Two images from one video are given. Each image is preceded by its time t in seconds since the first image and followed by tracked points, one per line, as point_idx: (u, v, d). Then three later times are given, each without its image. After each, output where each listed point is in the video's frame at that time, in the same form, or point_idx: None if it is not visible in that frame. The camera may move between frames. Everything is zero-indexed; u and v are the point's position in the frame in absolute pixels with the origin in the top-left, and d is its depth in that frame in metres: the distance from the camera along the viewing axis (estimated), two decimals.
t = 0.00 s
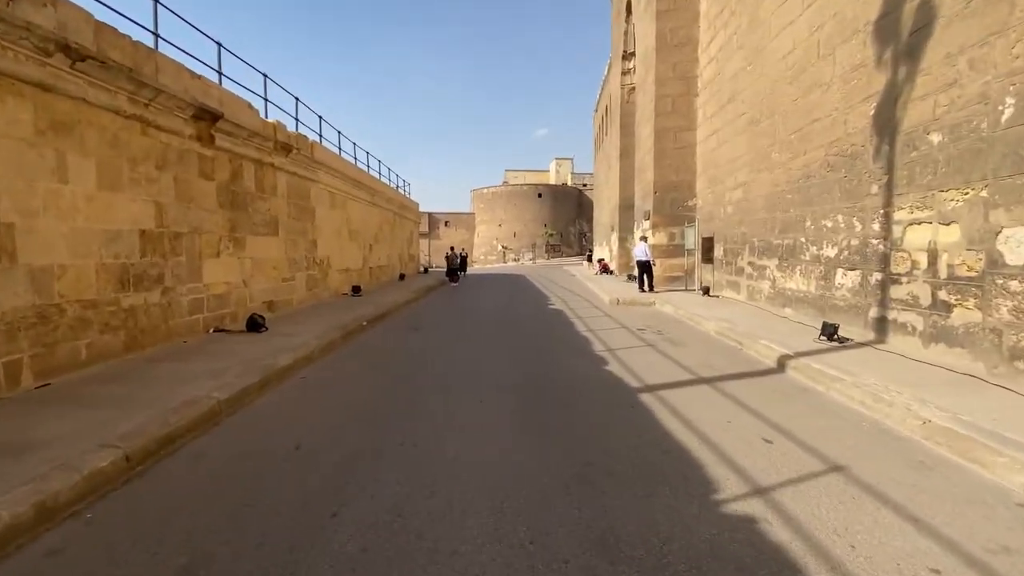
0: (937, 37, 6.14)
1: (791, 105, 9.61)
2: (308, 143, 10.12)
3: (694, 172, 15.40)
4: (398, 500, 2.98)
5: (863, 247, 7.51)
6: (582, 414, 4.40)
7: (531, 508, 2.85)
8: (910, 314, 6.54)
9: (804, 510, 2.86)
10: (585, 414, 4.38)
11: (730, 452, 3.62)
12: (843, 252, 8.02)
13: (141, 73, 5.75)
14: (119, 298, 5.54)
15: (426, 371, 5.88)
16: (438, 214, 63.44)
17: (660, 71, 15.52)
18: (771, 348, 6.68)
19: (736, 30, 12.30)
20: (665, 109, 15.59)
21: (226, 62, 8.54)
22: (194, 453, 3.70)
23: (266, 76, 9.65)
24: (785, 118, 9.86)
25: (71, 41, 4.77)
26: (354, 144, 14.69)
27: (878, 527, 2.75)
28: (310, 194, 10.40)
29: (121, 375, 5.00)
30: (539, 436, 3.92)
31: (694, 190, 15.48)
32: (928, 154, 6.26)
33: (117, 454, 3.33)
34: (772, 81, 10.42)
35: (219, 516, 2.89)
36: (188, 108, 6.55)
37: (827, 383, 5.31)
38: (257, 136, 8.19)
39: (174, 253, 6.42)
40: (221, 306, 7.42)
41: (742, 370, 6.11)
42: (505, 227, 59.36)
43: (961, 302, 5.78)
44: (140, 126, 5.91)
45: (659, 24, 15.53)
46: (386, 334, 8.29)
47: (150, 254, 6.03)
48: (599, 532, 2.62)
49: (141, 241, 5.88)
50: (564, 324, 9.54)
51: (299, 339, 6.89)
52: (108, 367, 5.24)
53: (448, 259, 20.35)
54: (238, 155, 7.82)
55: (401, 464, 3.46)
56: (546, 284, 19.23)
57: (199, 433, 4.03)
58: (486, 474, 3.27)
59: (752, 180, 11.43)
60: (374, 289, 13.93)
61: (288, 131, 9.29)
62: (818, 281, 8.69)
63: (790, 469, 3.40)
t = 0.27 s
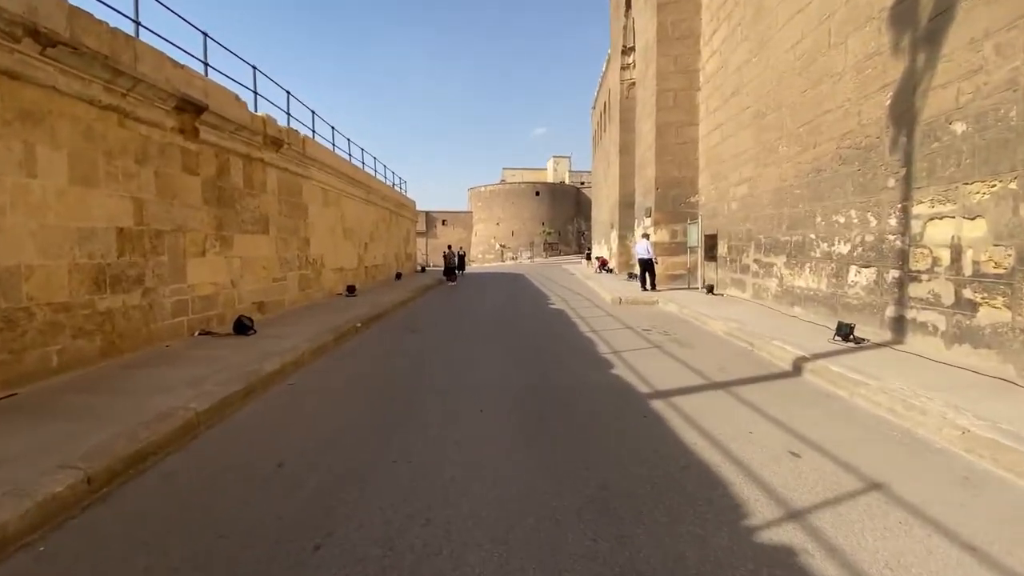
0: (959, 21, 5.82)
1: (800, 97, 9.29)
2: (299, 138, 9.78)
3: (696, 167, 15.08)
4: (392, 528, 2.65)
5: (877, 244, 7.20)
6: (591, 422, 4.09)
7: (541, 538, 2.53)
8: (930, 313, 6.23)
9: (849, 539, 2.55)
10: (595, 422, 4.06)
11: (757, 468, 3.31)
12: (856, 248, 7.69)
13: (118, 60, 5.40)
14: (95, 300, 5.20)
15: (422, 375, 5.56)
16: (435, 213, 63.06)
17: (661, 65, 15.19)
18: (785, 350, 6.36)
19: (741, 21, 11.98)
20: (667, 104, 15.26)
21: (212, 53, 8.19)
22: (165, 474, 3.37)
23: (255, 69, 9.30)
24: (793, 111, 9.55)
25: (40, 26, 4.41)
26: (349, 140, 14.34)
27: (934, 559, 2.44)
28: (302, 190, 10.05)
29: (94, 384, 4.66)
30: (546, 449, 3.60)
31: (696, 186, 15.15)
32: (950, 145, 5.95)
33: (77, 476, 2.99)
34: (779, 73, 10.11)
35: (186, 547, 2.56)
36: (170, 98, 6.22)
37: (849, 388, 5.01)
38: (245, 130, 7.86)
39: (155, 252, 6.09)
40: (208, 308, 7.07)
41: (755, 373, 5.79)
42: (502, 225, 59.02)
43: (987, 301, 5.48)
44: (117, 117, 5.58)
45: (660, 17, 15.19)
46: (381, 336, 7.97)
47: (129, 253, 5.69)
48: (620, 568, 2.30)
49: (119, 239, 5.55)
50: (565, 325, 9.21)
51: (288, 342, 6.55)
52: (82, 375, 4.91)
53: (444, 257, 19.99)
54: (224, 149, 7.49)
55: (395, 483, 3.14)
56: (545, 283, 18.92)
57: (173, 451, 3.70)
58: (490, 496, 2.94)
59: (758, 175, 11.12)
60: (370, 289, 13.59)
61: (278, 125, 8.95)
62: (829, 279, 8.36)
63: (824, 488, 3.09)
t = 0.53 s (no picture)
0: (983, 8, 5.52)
1: (812, 92, 8.99)
2: (295, 136, 9.48)
3: (702, 165, 14.78)
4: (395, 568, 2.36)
5: (896, 243, 6.91)
6: (607, 437, 3.80)
7: None
8: (954, 316, 5.94)
9: None
10: (611, 438, 3.78)
11: (792, 493, 3.02)
12: (873, 247, 7.43)
13: (97, 51, 5.09)
14: (75, 307, 4.91)
15: (424, 383, 5.27)
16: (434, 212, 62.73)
17: (665, 60, 14.89)
18: (804, 354, 6.07)
19: (747, 14, 11.69)
20: (671, 100, 14.96)
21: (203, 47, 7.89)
22: (143, 501, 3.07)
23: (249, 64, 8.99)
24: (804, 106, 9.25)
25: (8, 10, 4.10)
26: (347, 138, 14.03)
27: None
28: (299, 190, 9.75)
29: (73, 397, 4.37)
30: (562, 469, 3.31)
31: (701, 184, 14.85)
32: (973, 140, 5.66)
33: (43, 506, 2.71)
34: (789, 67, 9.81)
35: None
36: (156, 93, 5.91)
37: (879, 396, 4.72)
38: (237, 127, 7.56)
39: (141, 254, 5.78)
40: (199, 312, 6.77)
41: (775, 380, 5.50)
42: (502, 224, 58.70)
43: (1015, 304, 5.18)
44: (97, 110, 5.27)
45: (664, 11, 14.88)
46: (380, 339, 7.67)
47: (113, 256, 5.39)
48: None
49: (101, 241, 5.25)
50: (572, 327, 8.92)
51: (282, 348, 6.25)
52: (62, 386, 4.62)
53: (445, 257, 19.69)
54: (215, 146, 7.19)
55: (398, 511, 2.84)
56: (547, 283, 18.62)
57: (152, 474, 3.40)
58: (502, 527, 2.65)
59: (766, 172, 10.82)
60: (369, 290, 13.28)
61: (272, 122, 8.65)
62: (845, 280, 8.09)
63: (868, 515, 2.80)
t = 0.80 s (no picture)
0: None
1: (828, 83, 8.69)
2: (290, 131, 9.14)
3: (707, 161, 14.47)
4: None
5: (921, 240, 6.63)
6: (628, 451, 3.49)
7: None
8: (986, 316, 5.66)
9: None
10: (633, 453, 3.47)
11: (842, 517, 2.72)
12: (894, 244, 7.15)
13: (80, 38, 4.75)
14: (56, 310, 4.57)
15: (427, 390, 4.94)
16: (432, 211, 62.35)
17: (669, 54, 14.57)
18: (827, 357, 5.77)
19: (756, 6, 11.38)
20: (676, 95, 14.64)
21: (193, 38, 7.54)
22: (120, 529, 2.75)
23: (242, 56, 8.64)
24: (818, 98, 8.95)
25: None
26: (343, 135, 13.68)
27: None
28: (294, 187, 9.41)
29: (51, 408, 4.04)
30: (584, 490, 2.99)
31: (706, 180, 14.55)
32: (1009, 130, 5.37)
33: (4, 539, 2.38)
34: (801, 58, 9.51)
35: None
36: (143, 84, 5.58)
37: (914, 404, 4.42)
38: (230, 121, 7.22)
39: (127, 254, 5.45)
40: (190, 315, 6.44)
41: (799, 384, 5.19)
42: (500, 223, 58.38)
43: None
44: (80, 102, 4.94)
45: (669, 4, 14.57)
46: (379, 342, 7.36)
47: (97, 255, 5.06)
48: None
49: (84, 240, 4.92)
50: (578, 328, 8.60)
51: (278, 353, 5.93)
52: (39, 396, 4.28)
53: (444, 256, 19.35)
54: (206, 141, 6.85)
55: (404, 542, 2.52)
56: (547, 282, 18.30)
57: (133, 497, 3.07)
58: (523, 563, 2.34)
59: (777, 168, 10.52)
60: (366, 291, 12.93)
61: (267, 117, 8.31)
62: (862, 278, 7.81)
63: (932, 545, 2.50)
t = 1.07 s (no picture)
0: None
1: (839, 78, 8.43)
2: (285, 128, 8.86)
3: (711, 159, 14.21)
4: None
5: (941, 240, 6.36)
6: (644, 470, 3.23)
7: None
8: (1013, 320, 5.39)
9: None
10: (650, 472, 3.21)
11: (888, 549, 2.45)
12: (912, 244, 6.89)
13: (58, 27, 4.47)
14: (32, 317, 4.31)
15: (427, 399, 4.67)
16: (432, 211, 62.03)
17: (673, 51, 14.31)
18: (846, 362, 5.51)
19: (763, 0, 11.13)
20: (680, 92, 14.37)
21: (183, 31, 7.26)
22: (86, 563, 2.48)
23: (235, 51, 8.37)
24: (829, 94, 8.69)
25: None
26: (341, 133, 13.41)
27: None
28: (290, 186, 9.14)
29: (24, 423, 3.77)
30: (600, 517, 2.73)
31: (711, 179, 14.28)
32: None
33: None
34: (811, 53, 9.24)
35: None
36: (127, 77, 5.31)
37: (946, 416, 4.16)
38: (222, 118, 6.96)
39: (111, 257, 5.19)
40: (179, 319, 6.18)
41: (820, 392, 4.93)
42: (500, 223, 58.07)
43: None
44: (59, 96, 4.67)
45: None
46: (377, 346, 7.08)
47: (78, 258, 4.80)
48: None
49: (63, 242, 4.65)
50: (582, 332, 8.33)
51: (270, 359, 5.66)
52: (13, 409, 4.02)
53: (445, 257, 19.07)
54: (196, 138, 6.58)
55: None
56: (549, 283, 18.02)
57: (103, 525, 2.80)
58: None
59: (785, 166, 10.25)
60: (365, 292, 12.65)
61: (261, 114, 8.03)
62: (877, 280, 7.55)
63: None
